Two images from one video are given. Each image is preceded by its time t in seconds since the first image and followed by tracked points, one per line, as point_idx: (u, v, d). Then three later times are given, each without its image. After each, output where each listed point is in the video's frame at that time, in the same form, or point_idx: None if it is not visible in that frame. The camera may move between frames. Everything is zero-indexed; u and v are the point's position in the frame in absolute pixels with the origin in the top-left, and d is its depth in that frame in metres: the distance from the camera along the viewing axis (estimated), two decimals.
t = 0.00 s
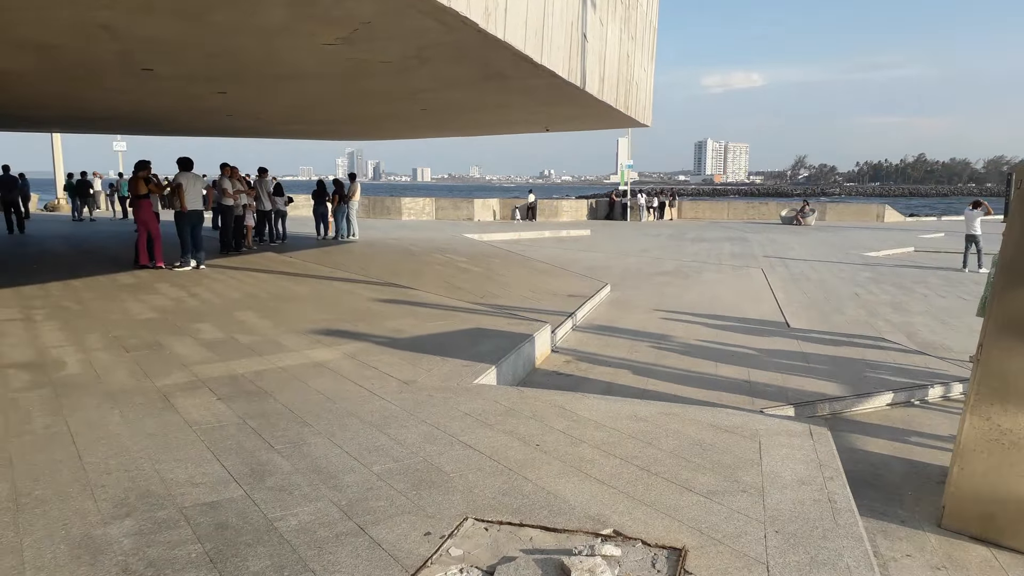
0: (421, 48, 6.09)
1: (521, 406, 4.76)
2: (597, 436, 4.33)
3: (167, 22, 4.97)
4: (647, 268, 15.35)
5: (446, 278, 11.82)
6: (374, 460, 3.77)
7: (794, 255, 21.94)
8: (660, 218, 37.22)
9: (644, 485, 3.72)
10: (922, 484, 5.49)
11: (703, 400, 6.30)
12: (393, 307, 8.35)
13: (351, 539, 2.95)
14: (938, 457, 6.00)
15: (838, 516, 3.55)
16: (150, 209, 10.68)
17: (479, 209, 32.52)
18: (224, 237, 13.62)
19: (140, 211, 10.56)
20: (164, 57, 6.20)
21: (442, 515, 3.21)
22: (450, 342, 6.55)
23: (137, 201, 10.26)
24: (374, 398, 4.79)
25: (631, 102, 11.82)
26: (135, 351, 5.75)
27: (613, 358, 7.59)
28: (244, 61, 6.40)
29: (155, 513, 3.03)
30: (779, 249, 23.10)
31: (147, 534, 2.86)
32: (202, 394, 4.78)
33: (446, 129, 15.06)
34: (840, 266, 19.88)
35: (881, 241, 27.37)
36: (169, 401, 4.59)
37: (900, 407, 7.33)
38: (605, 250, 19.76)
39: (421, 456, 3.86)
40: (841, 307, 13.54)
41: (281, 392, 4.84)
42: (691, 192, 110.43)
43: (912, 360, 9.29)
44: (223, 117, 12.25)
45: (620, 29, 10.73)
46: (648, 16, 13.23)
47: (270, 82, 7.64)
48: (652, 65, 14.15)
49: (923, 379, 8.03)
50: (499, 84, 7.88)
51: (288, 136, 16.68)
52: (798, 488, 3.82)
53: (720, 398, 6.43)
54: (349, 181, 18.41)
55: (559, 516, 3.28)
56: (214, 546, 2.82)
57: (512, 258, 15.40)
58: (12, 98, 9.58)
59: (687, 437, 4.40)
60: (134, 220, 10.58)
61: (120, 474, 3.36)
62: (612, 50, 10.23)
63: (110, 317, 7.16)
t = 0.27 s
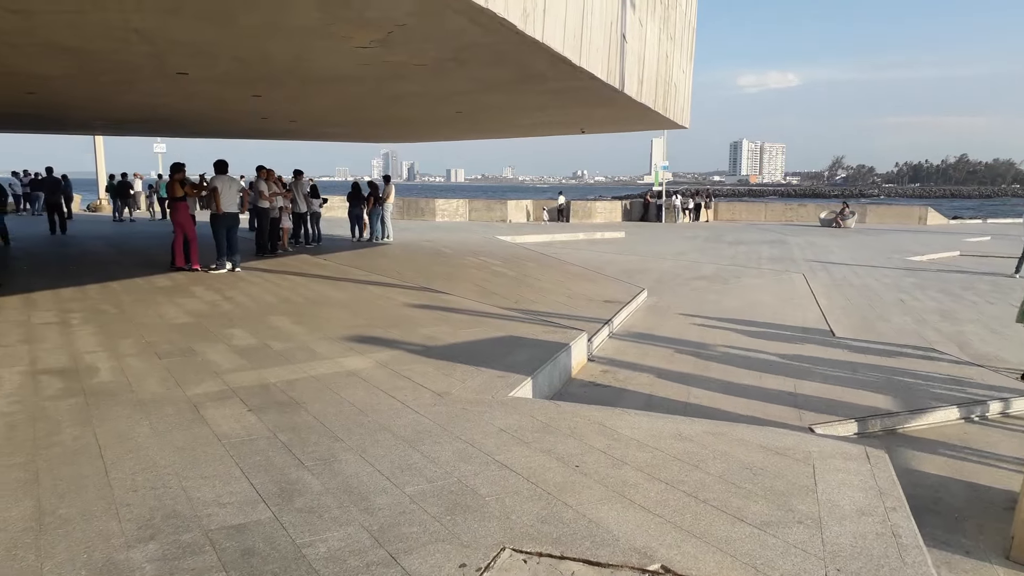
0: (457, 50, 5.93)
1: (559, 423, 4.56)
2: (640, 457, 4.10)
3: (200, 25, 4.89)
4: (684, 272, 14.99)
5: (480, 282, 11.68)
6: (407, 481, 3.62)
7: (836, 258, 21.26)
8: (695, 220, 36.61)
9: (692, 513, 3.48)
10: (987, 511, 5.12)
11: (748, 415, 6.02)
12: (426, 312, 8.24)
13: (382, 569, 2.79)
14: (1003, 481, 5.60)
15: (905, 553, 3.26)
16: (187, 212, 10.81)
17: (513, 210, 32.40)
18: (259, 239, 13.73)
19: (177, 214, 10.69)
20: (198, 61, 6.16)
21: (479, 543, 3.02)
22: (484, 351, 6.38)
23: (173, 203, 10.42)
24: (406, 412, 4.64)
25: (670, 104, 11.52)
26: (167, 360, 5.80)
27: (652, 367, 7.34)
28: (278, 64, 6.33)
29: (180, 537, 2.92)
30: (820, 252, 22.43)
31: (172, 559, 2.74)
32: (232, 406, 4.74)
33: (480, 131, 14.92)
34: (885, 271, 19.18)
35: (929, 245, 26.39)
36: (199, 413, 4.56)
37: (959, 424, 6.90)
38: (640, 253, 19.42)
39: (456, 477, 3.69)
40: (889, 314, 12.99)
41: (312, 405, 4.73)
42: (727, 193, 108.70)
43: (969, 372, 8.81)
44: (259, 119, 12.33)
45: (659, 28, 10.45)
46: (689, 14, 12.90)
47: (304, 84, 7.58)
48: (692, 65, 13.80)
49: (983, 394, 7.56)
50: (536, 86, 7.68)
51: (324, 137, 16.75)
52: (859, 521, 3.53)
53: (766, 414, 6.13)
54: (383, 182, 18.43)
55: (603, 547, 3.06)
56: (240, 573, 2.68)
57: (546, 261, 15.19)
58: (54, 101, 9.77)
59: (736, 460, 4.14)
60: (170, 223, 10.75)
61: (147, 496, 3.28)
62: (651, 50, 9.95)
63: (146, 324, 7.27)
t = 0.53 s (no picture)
0: (492, 43, 5.75)
1: (600, 430, 4.33)
2: (688, 467, 3.86)
3: (233, 18, 4.79)
4: (720, 274, 14.64)
5: (511, 283, 11.50)
6: (443, 490, 3.44)
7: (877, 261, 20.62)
8: (728, 221, 35.97)
9: (748, 529, 3.23)
10: None
11: (796, 423, 5.72)
12: (458, 314, 8.07)
13: None
14: None
15: None
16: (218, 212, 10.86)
17: (542, 211, 32.22)
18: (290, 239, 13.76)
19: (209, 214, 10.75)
20: (232, 57, 6.09)
21: (520, 558, 2.83)
22: (518, 354, 6.18)
23: (205, 202, 10.47)
24: (441, 417, 4.47)
25: (707, 102, 11.22)
26: (197, 361, 5.76)
27: (691, 371, 7.07)
28: (310, 59, 6.23)
29: (207, 547, 2.79)
30: (859, 254, 21.78)
31: (198, 571, 2.60)
32: (262, 408, 4.64)
33: (512, 131, 14.74)
34: (929, 274, 18.52)
35: (973, 247, 25.49)
36: (229, 415, 4.48)
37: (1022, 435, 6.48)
38: (673, 254, 19.05)
39: (494, 487, 3.48)
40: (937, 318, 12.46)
41: (343, 408, 4.60)
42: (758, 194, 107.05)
43: None
44: (291, 118, 12.33)
45: (698, 24, 10.17)
46: (728, 10, 12.55)
47: (336, 81, 7.48)
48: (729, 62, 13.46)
49: None
50: (572, 82, 7.47)
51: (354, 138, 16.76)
52: (933, 541, 3.24)
53: (815, 422, 5.82)
54: (413, 183, 18.37)
55: (655, 566, 2.84)
56: None
57: (577, 262, 14.96)
58: (90, 100, 9.86)
59: (793, 472, 3.87)
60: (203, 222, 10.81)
61: (176, 504, 3.18)
62: (689, 45, 9.67)
63: (177, 324, 7.27)
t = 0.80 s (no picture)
0: (522, 38, 5.53)
1: (637, 444, 4.10)
2: (734, 486, 3.61)
3: (256, 10, 4.61)
4: (744, 275, 14.31)
5: (532, 284, 11.29)
6: (477, 511, 3.24)
7: (904, 260, 20.14)
8: (747, 220, 35.50)
9: (806, 556, 2.95)
10: None
11: (839, 434, 5.45)
12: (481, 316, 7.87)
13: None
14: None
15: None
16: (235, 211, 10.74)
17: (558, 210, 31.94)
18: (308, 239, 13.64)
19: (226, 214, 10.64)
20: (253, 52, 5.93)
21: None
22: (546, 360, 5.96)
23: (223, 201, 10.38)
24: (470, 430, 4.26)
25: (735, 98, 10.93)
26: (215, 367, 5.61)
27: (724, 378, 6.81)
28: (333, 54, 6.06)
29: None
30: (885, 253, 21.32)
31: None
32: (284, 417, 4.48)
33: (532, 128, 14.51)
34: (959, 274, 18.03)
35: (1001, 247, 24.87)
36: (250, 425, 4.32)
37: None
38: (694, 254, 18.73)
39: (531, 508, 3.27)
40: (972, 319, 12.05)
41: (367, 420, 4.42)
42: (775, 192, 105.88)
43: None
44: (310, 116, 12.19)
45: (727, 18, 9.88)
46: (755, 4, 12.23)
47: (358, 78, 7.31)
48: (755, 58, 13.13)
49: None
50: (601, 78, 7.23)
51: (373, 136, 16.62)
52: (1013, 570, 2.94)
53: (859, 434, 5.53)
54: (431, 181, 18.21)
55: None
56: None
57: (598, 263, 14.72)
58: (109, 98, 9.78)
59: (849, 491, 3.62)
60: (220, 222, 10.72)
61: (197, 526, 3.01)
62: (719, 40, 9.39)
63: (195, 326, 7.14)
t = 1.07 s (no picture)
0: (538, 36, 5.35)
1: (663, 461, 3.90)
2: (769, 507, 3.41)
3: (264, 8, 4.44)
4: (756, 278, 14.10)
5: (541, 288, 11.10)
6: (499, 536, 3.04)
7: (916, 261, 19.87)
8: (754, 221, 35.25)
9: None
10: None
11: (869, 447, 5.24)
12: (493, 322, 7.68)
13: None
14: None
15: None
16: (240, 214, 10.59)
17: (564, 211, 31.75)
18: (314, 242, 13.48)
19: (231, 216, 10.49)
20: (261, 52, 5.76)
21: None
22: (562, 369, 5.77)
23: (228, 203, 10.25)
24: (487, 445, 4.08)
25: (749, 99, 10.73)
26: (221, 378, 5.44)
27: (745, 385, 6.60)
28: (342, 53, 5.88)
29: None
30: (896, 254, 21.05)
31: None
32: (293, 432, 4.30)
33: (541, 130, 14.33)
34: (973, 276, 17.76)
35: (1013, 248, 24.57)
36: (257, 441, 4.15)
37: None
38: (703, 256, 18.51)
39: (556, 532, 3.08)
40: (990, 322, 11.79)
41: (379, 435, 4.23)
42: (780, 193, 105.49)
43: None
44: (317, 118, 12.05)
45: (742, 17, 9.69)
46: (769, 3, 12.04)
47: (368, 78, 7.15)
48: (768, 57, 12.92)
49: None
50: (617, 78, 7.05)
51: (379, 137, 16.47)
52: None
53: (888, 446, 5.32)
54: (438, 183, 18.04)
55: None
56: None
57: (607, 265, 14.53)
58: (113, 100, 9.65)
59: (893, 512, 3.41)
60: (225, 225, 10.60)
61: (202, 555, 2.82)
62: (734, 40, 9.19)
63: (202, 334, 6.98)
